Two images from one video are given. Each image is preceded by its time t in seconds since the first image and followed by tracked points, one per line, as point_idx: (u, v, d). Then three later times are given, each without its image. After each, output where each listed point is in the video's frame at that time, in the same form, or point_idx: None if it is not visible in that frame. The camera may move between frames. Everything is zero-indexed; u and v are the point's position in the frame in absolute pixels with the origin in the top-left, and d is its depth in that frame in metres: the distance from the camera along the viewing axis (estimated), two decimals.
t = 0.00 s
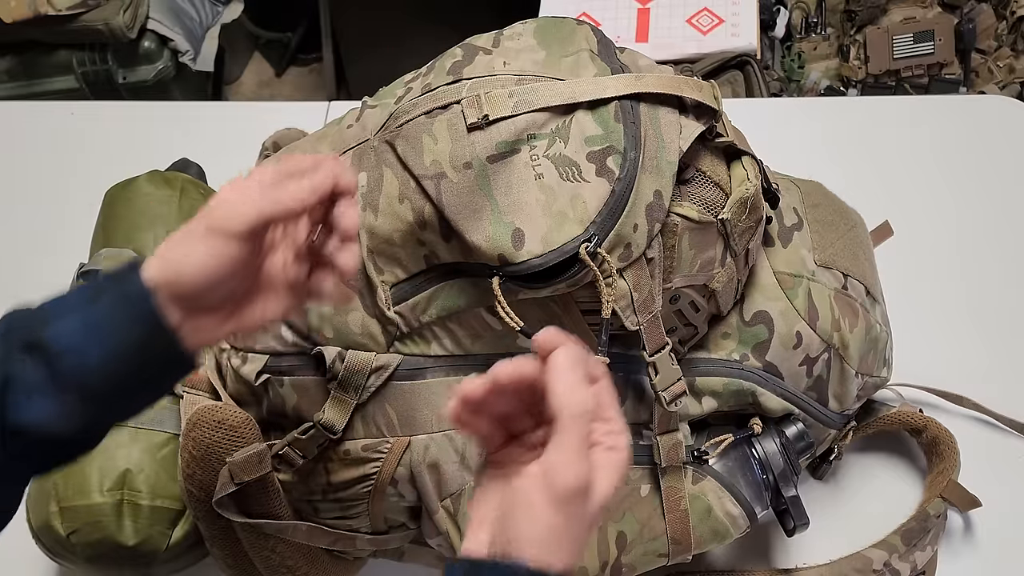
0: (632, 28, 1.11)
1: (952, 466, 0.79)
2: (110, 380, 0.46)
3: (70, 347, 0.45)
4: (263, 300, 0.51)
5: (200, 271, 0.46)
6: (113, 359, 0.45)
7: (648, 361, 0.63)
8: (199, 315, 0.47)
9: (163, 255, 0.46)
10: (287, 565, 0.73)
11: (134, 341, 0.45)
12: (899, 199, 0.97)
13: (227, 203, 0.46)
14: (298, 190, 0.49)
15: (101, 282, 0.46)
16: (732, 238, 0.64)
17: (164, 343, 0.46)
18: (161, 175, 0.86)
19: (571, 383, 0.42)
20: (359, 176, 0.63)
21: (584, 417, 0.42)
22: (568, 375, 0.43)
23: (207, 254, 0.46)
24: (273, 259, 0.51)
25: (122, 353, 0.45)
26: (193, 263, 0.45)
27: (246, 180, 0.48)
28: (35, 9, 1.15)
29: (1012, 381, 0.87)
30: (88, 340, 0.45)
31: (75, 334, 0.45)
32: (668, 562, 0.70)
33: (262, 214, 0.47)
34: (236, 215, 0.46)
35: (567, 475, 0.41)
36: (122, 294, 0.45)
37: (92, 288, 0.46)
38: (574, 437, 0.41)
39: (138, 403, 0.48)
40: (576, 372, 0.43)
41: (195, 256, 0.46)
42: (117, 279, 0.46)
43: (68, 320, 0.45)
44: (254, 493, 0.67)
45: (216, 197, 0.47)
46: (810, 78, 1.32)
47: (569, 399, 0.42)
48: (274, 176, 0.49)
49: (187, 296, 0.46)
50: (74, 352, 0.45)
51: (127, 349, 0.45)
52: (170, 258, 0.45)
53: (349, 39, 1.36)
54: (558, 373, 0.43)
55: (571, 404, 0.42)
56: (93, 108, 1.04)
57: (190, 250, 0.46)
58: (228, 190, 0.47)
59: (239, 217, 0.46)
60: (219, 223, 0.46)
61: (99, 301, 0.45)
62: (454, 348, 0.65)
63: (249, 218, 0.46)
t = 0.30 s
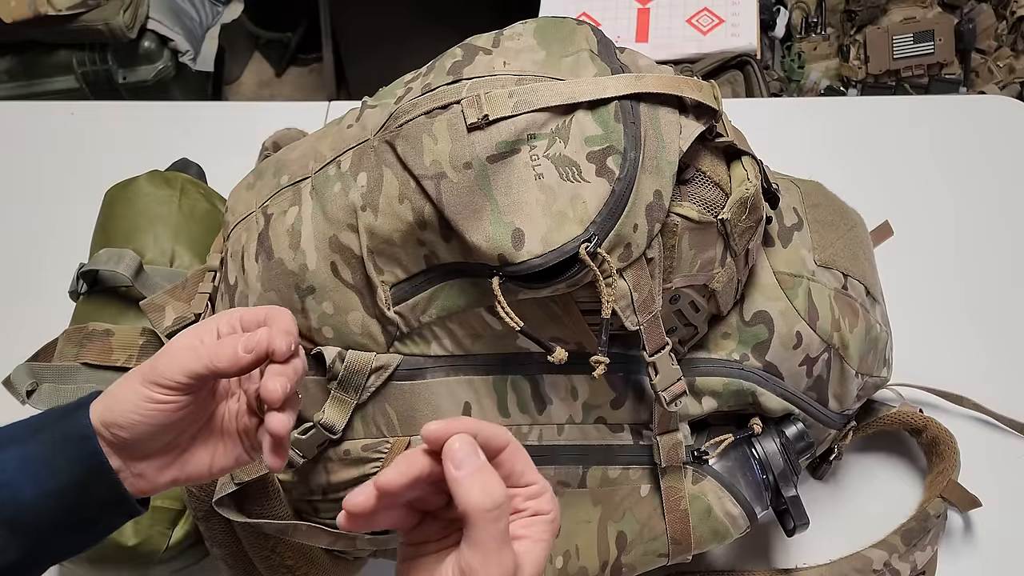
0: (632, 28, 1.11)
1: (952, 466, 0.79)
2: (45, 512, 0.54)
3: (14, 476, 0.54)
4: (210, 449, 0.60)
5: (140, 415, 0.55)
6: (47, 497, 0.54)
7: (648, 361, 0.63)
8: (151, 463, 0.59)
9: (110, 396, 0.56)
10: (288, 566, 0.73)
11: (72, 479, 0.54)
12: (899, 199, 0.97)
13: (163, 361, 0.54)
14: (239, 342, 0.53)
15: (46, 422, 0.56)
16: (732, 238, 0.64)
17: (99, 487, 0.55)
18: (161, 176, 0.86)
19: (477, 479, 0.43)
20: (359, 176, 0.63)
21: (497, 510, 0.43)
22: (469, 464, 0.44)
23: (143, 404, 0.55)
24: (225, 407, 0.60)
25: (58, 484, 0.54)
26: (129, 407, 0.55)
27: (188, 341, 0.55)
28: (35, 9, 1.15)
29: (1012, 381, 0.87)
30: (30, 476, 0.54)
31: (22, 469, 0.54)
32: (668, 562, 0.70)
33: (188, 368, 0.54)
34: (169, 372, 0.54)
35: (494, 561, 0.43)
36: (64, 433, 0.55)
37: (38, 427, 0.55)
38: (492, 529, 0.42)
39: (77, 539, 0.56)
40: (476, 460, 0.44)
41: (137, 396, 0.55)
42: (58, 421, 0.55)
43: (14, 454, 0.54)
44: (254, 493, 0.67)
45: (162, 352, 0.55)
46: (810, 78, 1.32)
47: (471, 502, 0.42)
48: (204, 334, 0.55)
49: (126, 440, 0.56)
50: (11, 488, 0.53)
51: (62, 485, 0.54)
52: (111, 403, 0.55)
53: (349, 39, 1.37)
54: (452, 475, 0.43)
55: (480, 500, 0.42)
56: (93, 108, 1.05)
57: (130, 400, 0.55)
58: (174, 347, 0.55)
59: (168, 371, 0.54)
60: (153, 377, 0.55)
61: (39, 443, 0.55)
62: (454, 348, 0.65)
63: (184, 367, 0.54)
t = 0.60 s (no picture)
0: (632, 28, 1.11)
1: (953, 466, 0.79)
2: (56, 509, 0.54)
3: (25, 472, 0.54)
4: (221, 445, 0.61)
5: (152, 410, 0.55)
6: (57, 494, 0.54)
7: (648, 361, 0.63)
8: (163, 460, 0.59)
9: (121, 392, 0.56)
10: (287, 565, 0.73)
11: (83, 476, 0.54)
12: (899, 199, 0.97)
13: (175, 356, 0.55)
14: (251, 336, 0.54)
15: (56, 418, 0.55)
16: (732, 238, 0.64)
17: (112, 483, 0.55)
18: (161, 176, 0.86)
19: (479, 472, 0.43)
20: (359, 176, 0.63)
21: (498, 503, 0.43)
22: (471, 458, 0.44)
23: (155, 399, 0.55)
24: (236, 402, 0.61)
25: (70, 480, 0.54)
26: (140, 401, 0.55)
27: (201, 337, 0.55)
28: (35, 9, 1.15)
29: (1012, 380, 0.87)
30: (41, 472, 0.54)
31: (33, 465, 0.54)
32: (668, 562, 0.70)
33: (201, 362, 0.54)
34: (182, 366, 0.54)
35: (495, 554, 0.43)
36: (75, 428, 0.55)
37: (49, 423, 0.55)
38: (493, 523, 0.43)
39: (88, 535, 0.56)
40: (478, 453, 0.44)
41: (149, 392, 0.55)
42: (68, 417, 0.55)
43: (24, 450, 0.54)
44: (254, 493, 0.67)
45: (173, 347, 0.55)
46: (810, 78, 1.32)
47: (472, 494, 0.42)
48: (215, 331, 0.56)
49: (137, 435, 0.56)
50: (21, 484, 0.53)
51: (73, 481, 0.54)
52: (123, 398, 0.55)
53: (349, 39, 1.37)
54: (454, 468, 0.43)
55: (481, 493, 0.43)
56: (93, 109, 1.05)
57: (142, 395, 0.55)
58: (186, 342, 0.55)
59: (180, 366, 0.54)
60: (165, 372, 0.55)
61: (50, 439, 0.54)
62: (454, 348, 0.65)
63: (197, 361, 0.54)
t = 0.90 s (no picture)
0: (632, 28, 1.11)
1: (953, 466, 0.79)
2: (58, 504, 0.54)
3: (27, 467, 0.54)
4: (224, 441, 0.61)
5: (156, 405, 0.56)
6: (59, 490, 0.54)
7: (649, 361, 0.63)
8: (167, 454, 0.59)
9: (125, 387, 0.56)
10: (287, 565, 0.73)
11: (86, 472, 0.54)
12: (899, 198, 0.97)
13: (177, 351, 0.55)
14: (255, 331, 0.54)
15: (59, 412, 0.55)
16: (732, 238, 0.64)
17: (115, 479, 0.55)
18: (161, 176, 0.86)
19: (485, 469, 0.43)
20: (359, 176, 0.63)
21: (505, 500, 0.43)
22: (476, 455, 0.44)
23: (157, 395, 0.55)
24: (239, 397, 0.61)
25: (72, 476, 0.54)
26: (142, 397, 0.55)
27: (203, 332, 0.55)
28: (35, 9, 1.15)
29: (1012, 379, 0.87)
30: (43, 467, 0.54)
31: (36, 460, 0.54)
32: (668, 562, 0.70)
33: (204, 359, 0.54)
34: (185, 363, 0.54)
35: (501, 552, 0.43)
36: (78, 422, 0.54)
37: (52, 417, 0.55)
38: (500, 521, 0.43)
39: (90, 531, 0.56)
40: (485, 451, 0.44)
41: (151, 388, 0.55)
42: (70, 412, 0.55)
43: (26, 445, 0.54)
44: (254, 493, 0.67)
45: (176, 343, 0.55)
46: (810, 78, 1.32)
47: (478, 492, 0.42)
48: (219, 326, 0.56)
49: (141, 430, 0.57)
50: (23, 479, 0.53)
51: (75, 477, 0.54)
52: (126, 393, 0.56)
53: (349, 39, 1.37)
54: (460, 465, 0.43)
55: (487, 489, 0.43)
56: (93, 109, 1.05)
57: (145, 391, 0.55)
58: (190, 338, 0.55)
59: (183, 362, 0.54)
60: (168, 368, 0.55)
61: (52, 433, 0.54)
62: (454, 348, 0.65)
63: (201, 357, 0.54)
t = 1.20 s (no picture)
0: (632, 28, 1.11)
1: (953, 466, 0.79)
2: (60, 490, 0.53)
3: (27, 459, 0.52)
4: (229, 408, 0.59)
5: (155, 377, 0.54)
6: (61, 478, 0.53)
7: (649, 361, 0.63)
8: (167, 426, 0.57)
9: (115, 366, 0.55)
10: (288, 565, 0.73)
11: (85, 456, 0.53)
12: (899, 198, 0.97)
13: (166, 324, 0.52)
14: (245, 285, 0.52)
15: (51, 395, 0.53)
16: (732, 238, 0.64)
17: (113, 459, 0.54)
18: (161, 175, 0.86)
19: (496, 471, 0.43)
20: (359, 176, 0.63)
21: (508, 505, 0.42)
22: (491, 454, 0.43)
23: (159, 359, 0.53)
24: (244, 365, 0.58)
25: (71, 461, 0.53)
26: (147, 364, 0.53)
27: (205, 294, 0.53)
28: (35, 9, 1.15)
29: (1012, 379, 0.87)
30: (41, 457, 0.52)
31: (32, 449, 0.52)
32: (668, 562, 0.70)
33: (197, 324, 0.52)
34: (178, 333, 0.52)
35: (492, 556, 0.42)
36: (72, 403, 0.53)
37: (44, 400, 0.53)
38: (499, 523, 0.42)
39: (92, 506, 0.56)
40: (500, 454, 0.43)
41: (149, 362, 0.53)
42: (64, 399, 0.53)
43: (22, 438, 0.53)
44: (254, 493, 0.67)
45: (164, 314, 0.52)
46: (810, 78, 1.32)
47: (485, 493, 0.42)
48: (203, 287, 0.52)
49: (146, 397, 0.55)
50: (23, 470, 0.52)
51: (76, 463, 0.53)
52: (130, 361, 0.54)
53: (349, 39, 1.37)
54: (473, 459, 0.43)
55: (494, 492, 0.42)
56: (93, 109, 1.05)
57: (140, 365, 0.53)
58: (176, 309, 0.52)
59: (174, 331, 0.52)
60: (160, 342, 0.52)
61: (49, 424, 0.52)
62: (454, 348, 0.65)
63: (192, 324, 0.52)
